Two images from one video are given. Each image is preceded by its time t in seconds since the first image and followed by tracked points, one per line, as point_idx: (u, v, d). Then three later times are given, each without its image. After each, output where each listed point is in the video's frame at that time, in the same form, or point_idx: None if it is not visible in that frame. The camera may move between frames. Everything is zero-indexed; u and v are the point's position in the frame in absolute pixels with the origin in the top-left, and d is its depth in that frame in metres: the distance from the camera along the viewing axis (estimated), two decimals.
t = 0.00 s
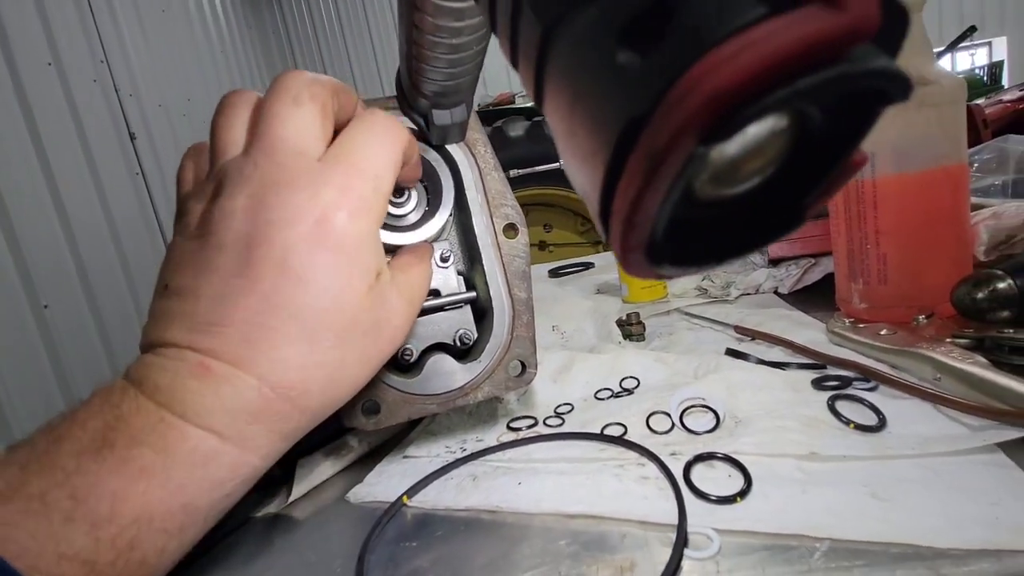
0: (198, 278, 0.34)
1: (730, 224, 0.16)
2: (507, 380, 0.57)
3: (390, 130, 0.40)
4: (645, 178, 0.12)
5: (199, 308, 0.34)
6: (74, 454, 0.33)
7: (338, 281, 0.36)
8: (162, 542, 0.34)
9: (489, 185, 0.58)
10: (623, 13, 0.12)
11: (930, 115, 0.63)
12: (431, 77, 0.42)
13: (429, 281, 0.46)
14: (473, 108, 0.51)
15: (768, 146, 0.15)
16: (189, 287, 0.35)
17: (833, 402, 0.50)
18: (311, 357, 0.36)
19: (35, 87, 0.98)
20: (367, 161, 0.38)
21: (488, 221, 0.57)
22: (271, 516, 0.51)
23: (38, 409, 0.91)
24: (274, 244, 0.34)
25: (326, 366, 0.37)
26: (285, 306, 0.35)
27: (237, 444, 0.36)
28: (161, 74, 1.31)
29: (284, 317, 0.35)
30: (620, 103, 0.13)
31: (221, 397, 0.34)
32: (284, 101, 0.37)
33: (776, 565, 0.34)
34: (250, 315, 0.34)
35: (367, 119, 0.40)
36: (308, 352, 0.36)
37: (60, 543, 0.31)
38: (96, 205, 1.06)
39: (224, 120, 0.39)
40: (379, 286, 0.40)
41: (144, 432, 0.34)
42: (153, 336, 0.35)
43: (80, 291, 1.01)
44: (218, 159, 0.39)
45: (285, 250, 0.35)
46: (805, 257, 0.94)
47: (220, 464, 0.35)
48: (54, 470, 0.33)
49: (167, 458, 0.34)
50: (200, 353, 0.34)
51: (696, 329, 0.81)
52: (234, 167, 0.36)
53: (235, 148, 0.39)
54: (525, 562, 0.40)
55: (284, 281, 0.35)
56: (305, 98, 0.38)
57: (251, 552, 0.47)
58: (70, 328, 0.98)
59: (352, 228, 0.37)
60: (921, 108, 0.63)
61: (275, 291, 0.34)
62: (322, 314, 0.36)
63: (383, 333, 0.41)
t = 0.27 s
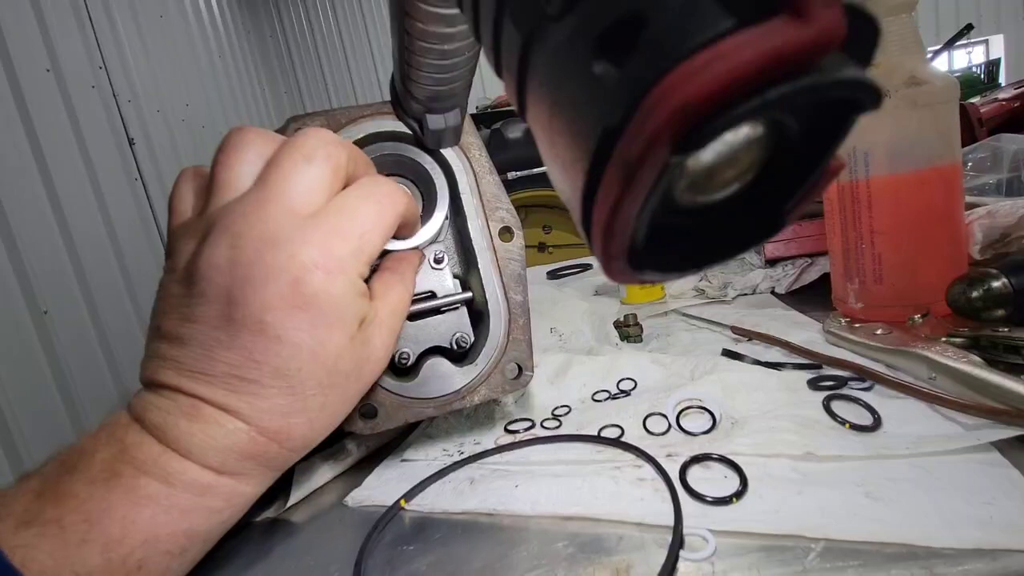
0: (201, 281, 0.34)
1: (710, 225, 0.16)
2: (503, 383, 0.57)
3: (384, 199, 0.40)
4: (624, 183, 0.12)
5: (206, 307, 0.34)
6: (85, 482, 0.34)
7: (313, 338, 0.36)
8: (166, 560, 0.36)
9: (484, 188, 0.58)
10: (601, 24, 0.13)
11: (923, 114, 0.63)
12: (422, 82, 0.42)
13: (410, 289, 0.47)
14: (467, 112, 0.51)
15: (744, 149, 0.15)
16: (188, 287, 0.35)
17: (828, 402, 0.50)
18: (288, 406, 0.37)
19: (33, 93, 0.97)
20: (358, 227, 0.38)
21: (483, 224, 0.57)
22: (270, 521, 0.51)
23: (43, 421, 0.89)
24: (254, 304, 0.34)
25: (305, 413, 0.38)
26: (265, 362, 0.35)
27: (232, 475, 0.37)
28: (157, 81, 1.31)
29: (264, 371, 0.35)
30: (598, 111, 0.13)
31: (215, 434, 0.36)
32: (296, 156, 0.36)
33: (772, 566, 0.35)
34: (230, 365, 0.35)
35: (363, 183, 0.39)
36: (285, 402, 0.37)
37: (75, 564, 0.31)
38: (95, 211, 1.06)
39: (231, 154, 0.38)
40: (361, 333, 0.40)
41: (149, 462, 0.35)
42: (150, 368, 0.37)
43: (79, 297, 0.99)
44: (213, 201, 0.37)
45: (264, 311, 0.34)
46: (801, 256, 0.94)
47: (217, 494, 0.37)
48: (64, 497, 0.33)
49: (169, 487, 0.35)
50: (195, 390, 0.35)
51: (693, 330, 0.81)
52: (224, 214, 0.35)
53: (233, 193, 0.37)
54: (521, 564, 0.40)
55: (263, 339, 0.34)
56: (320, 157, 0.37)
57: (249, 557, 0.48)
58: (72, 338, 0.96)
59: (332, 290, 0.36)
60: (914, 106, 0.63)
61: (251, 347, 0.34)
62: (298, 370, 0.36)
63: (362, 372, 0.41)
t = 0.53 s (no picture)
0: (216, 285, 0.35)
1: (705, 228, 0.17)
2: (504, 385, 0.57)
3: (394, 203, 0.41)
4: (622, 189, 0.13)
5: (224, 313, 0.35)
6: (108, 491, 0.35)
7: (330, 336, 0.37)
8: (189, 566, 0.36)
9: (485, 192, 0.59)
10: (600, 39, 0.13)
11: (917, 116, 0.64)
12: (422, 88, 0.43)
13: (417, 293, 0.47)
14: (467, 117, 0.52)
15: (736, 156, 0.15)
16: (203, 291, 0.36)
17: (826, 401, 0.50)
18: (306, 409, 0.38)
19: (33, 99, 0.98)
20: (369, 230, 0.39)
21: (483, 227, 0.58)
22: (274, 523, 0.52)
23: (43, 427, 0.89)
24: (273, 304, 0.35)
25: (322, 414, 0.39)
26: (285, 363, 0.36)
27: (251, 480, 0.38)
28: (158, 86, 1.31)
29: (283, 372, 0.36)
30: (599, 121, 0.13)
31: (232, 439, 0.36)
32: (310, 165, 0.38)
33: (775, 563, 0.35)
34: (249, 367, 0.35)
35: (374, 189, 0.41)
36: (303, 404, 0.37)
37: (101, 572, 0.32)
38: (95, 216, 1.06)
39: (235, 165, 0.38)
40: (377, 333, 0.41)
41: (170, 471, 0.36)
42: (167, 376, 0.37)
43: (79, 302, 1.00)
44: (222, 211, 0.38)
45: (282, 312, 0.35)
46: (799, 257, 0.95)
47: (238, 499, 0.37)
48: (88, 507, 0.34)
49: (191, 493, 0.36)
50: (213, 397, 0.36)
51: (692, 331, 0.82)
52: (241, 221, 0.36)
53: (243, 202, 0.38)
54: (524, 563, 0.40)
55: (282, 340, 0.35)
56: (337, 169, 0.38)
57: (257, 561, 0.48)
58: (73, 344, 0.97)
59: (347, 289, 0.37)
60: (908, 109, 0.64)
61: (269, 347, 0.35)
62: (315, 371, 0.37)
63: (377, 373, 0.42)
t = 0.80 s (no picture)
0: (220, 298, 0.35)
1: (685, 239, 0.17)
2: (501, 386, 0.58)
3: (390, 212, 0.41)
4: (599, 203, 0.13)
5: (228, 327, 0.36)
6: (121, 494, 0.36)
7: (328, 351, 0.37)
8: (196, 567, 0.37)
9: (481, 195, 0.59)
10: (578, 59, 0.14)
11: (910, 119, 0.65)
12: (419, 94, 0.43)
13: (411, 297, 0.47)
14: (462, 121, 0.52)
15: (713, 169, 0.16)
16: (208, 304, 0.36)
17: (819, 401, 0.51)
18: (305, 421, 0.38)
19: (31, 102, 0.98)
20: (366, 242, 0.38)
21: (479, 230, 0.58)
22: (273, 526, 0.52)
23: (42, 429, 0.90)
24: (274, 322, 0.35)
25: (321, 425, 0.39)
26: (287, 378, 0.36)
27: (256, 485, 0.39)
28: (157, 90, 1.32)
29: (285, 386, 0.36)
30: (578, 139, 0.14)
31: (237, 448, 0.37)
32: (305, 176, 0.37)
33: (769, 564, 0.35)
34: (252, 382, 0.36)
35: (372, 198, 0.40)
36: (302, 417, 0.38)
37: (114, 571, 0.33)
38: (95, 220, 1.07)
39: (239, 175, 0.38)
40: (375, 345, 0.41)
41: (179, 475, 0.37)
42: (174, 386, 0.38)
43: (78, 305, 1.00)
44: (227, 224, 0.38)
45: (282, 329, 0.35)
46: (795, 257, 0.95)
47: (244, 504, 0.38)
48: (102, 508, 0.35)
49: (198, 497, 0.37)
50: (217, 407, 0.36)
51: (689, 331, 0.82)
52: (241, 239, 0.36)
53: (247, 216, 0.37)
54: (518, 563, 0.41)
55: (283, 357, 0.36)
56: (332, 179, 0.38)
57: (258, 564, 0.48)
58: (72, 347, 0.97)
59: (344, 304, 0.37)
60: (901, 111, 0.65)
61: (270, 363, 0.36)
62: (316, 387, 0.37)
63: (376, 382, 0.42)
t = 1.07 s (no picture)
0: (216, 295, 0.35)
1: (698, 237, 0.17)
2: (503, 387, 0.57)
3: (390, 213, 0.40)
4: (610, 200, 0.13)
5: (222, 322, 0.35)
6: (109, 485, 0.36)
7: (324, 351, 0.37)
8: (183, 561, 0.37)
9: (482, 194, 0.58)
10: (586, 51, 0.13)
11: (914, 116, 0.64)
12: (420, 92, 0.43)
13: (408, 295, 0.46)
14: (463, 119, 0.52)
15: (726, 166, 0.15)
16: (201, 299, 0.36)
17: (824, 401, 0.50)
18: (296, 421, 0.38)
19: (32, 103, 0.98)
20: (366, 242, 0.38)
21: (480, 229, 0.58)
22: (273, 527, 0.52)
23: (42, 429, 0.89)
24: (268, 319, 0.35)
25: (312, 425, 0.39)
26: (279, 375, 0.36)
27: (246, 482, 0.39)
28: (157, 90, 1.31)
29: (276, 384, 0.36)
30: (587, 133, 0.13)
31: (227, 444, 0.37)
32: (309, 172, 0.37)
33: (772, 566, 0.35)
34: (244, 379, 0.36)
35: (372, 198, 0.40)
36: (293, 417, 0.38)
37: (99, 563, 0.33)
38: (94, 220, 1.06)
39: (247, 167, 0.37)
40: (371, 346, 0.41)
41: (168, 468, 0.37)
42: (167, 379, 0.38)
43: (79, 305, 0.99)
44: (228, 216, 0.37)
45: (277, 326, 0.35)
46: (798, 256, 0.95)
47: (233, 500, 0.39)
48: (89, 499, 0.36)
49: (187, 492, 0.37)
50: (208, 402, 0.36)
51: (691, 331, 0.81)
52: (240, 231, 0.35)
53: (250, 208, 0.37)
54: (521, 566, 0.41)
55: (275, 354, 0.35)
56: (334, 176, 0.37)
57: (255, 563, 0.48)
58: (72, 347, 0.96)
59: (342, 305, 0.37)
60: (904, 109, 0.64)
61: (263, 361, 0.35)
62: (307, 386, 0.37)
63: (371, 384, 0.42)
